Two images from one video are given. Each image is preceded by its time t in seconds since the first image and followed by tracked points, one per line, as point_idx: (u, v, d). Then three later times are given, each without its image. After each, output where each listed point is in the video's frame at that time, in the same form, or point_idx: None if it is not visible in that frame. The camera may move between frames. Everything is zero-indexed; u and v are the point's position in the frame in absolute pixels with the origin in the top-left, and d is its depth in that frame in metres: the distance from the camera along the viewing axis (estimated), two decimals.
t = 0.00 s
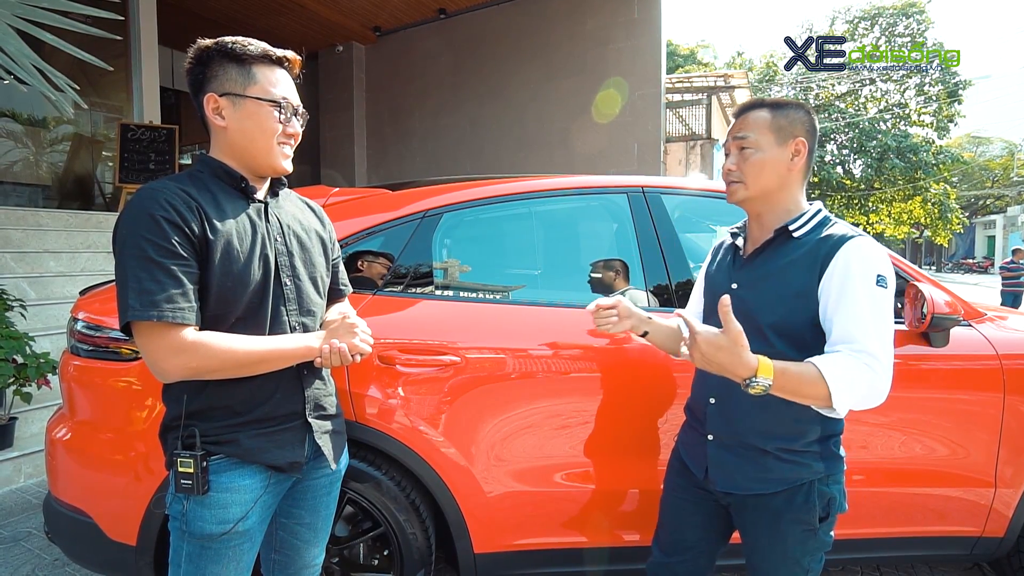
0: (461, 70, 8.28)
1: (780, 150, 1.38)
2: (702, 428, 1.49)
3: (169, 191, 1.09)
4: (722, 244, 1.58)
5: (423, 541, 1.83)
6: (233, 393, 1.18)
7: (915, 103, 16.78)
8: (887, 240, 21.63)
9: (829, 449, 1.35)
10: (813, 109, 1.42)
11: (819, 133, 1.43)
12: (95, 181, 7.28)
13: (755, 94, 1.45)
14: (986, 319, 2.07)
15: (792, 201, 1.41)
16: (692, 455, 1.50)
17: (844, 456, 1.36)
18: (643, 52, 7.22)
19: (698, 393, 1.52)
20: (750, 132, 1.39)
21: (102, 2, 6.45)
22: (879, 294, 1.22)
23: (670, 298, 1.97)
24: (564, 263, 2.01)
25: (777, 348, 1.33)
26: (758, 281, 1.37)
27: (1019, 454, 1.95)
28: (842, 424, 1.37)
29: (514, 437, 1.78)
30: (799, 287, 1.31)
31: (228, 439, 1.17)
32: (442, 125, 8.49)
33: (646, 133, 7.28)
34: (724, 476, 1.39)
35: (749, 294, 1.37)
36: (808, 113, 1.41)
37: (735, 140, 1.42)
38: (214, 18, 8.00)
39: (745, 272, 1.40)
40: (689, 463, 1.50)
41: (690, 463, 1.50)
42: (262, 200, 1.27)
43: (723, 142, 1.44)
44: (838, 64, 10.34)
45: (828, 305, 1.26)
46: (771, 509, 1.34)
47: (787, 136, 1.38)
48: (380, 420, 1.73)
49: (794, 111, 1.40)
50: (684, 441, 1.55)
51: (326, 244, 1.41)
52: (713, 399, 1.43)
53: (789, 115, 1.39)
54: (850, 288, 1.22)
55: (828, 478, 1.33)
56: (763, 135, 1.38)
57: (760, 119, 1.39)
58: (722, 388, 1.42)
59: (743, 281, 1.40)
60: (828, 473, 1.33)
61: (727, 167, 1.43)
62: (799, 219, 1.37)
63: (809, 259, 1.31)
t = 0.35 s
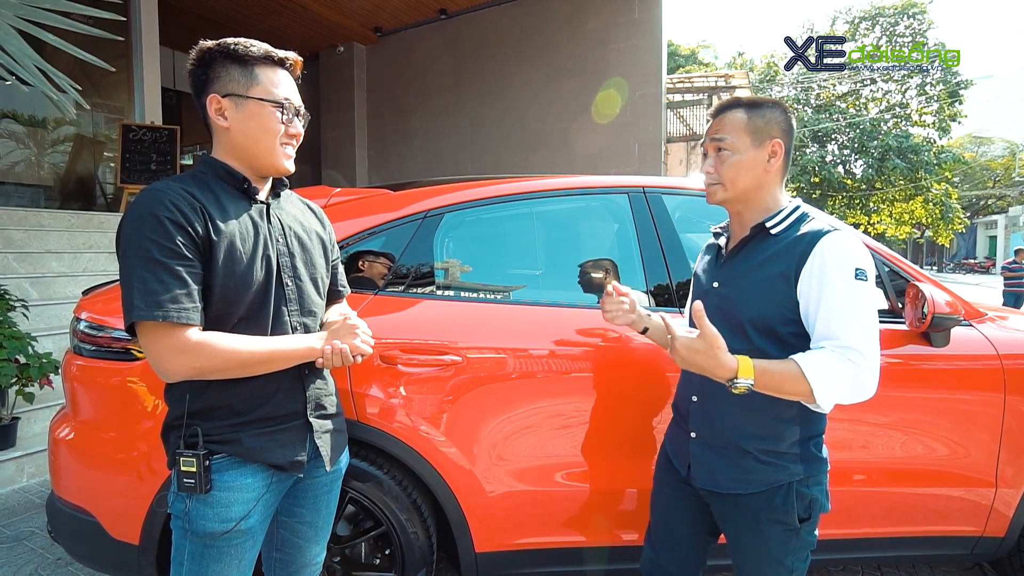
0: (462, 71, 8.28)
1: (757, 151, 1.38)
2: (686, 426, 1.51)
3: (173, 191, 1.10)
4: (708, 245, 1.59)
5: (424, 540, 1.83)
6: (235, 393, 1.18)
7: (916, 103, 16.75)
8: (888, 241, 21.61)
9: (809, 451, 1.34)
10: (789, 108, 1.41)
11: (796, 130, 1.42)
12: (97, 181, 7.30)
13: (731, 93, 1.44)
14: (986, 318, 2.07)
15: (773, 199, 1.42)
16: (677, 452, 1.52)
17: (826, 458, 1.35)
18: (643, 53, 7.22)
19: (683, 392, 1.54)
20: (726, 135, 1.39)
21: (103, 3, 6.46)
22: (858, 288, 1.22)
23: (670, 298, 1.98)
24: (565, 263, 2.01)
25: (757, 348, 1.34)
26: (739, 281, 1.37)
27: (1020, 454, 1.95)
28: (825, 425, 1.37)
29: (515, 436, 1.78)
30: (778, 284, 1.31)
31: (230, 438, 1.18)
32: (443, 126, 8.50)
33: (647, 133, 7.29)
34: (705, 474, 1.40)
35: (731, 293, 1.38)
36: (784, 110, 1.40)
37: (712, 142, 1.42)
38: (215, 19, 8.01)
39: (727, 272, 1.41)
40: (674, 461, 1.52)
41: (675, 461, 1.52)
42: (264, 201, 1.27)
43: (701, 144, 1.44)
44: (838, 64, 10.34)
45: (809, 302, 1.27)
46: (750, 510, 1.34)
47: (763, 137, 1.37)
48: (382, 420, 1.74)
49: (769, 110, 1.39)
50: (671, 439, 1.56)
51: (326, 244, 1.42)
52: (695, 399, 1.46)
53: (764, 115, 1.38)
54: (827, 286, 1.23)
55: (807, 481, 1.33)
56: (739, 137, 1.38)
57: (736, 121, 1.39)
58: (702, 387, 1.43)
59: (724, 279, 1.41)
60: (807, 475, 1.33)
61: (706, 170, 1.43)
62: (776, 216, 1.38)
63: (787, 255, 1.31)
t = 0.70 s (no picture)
0: (462, 71, 8.29)
1: (740, 147, 1.38)
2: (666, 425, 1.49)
3: (173, 191, 1.10)
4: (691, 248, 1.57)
5: (425, 539, 1.84)
6: (236, 391, 1.19)
7: (917, 103, 16.72)
8: (889, 241, 21.59)
9: (785, 453, 1.33)
10: (773, 110, 1.43)
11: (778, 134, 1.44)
12: (97, 182, 7.31)
13: (718, 94, 1.46)
14: (986, 318, 2.07)
15: (751, 198, 1.41)
16: (658, 448, 1.50)
17: (801, 459, 1.35)
18: (644, 52, 7.23)
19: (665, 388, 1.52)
20: (712, 129, 1.39)
21: (104, 4, 6.46)
22: (811, 288, 1.22)
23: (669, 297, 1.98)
24: (564, 263, 2.02)
25: (733, 345, 1.33)
26: (715, 281, 1.37)
27: (1020, 454, 1.96)
28: (802, 425, 1.37)
29: (515, 436, 1.79)
30: (751, 282, 1.31)
31: (229, 437, 1.18)
32: (443, 126, 8.51)
33: (648, 134, 7.30)
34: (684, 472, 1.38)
35: (708, 294, 1.37)
36: (768, 114, 1.42)
37: (697, 137, 1.42)
38: (215, 19, 8.01)
39: (705, 271, 1.40)
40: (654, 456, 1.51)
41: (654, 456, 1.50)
42: (262, 201, 1.28)
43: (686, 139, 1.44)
44: (838, 64, 10.34)
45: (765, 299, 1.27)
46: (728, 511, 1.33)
47: (748, 135, 1.38)
48: (382, 419, 1.74)
49: (755, 111, 1.40)
50: (653, 435, 1.54)
51: (324, 245, 1.42)
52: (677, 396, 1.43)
53: (749, 114, 1.39)
54: (781, 283, 1.23)
55: (783, 482, 1.33)
56: (724, 133, 1.38)
57: (723, 118, 1.39)
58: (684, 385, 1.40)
59: (701, 278, 1.40)
60: (783, 477, 1.32)
61: (690, 164, 1.43)
62: (752, 217, 1.38)
63: (758, 255, 1.31)
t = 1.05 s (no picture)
0: (463, 71, 8.29)
1: (715, 153, 1.37)
2: (642, 422, 1.48)
3: (174, 192, 1.11)
4: (660, 246, 1.56)
5: (426, 538, 1.84)
6: (238, 390, 1.19)
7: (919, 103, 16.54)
8: (891, 241, 21.65)
9: (762, 448, 1.35)
10: (740, 109, 1.43)
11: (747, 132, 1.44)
12: (99, 181, 7.31)
13: (683, 96, 1.44)
14: (987, 318, 2.07)
15: (728, 199, 1.42)
16: (628, 447, 1.49)
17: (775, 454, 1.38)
18: (645, 52, 7.24)
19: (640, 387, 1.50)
20: (685, 138, 1.38)
21: (106, 5, 6.48)
22: (781, 281, 1.24)
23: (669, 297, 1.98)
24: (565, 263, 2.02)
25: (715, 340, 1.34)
26: (697, 278, 1.36)
27: (1021, 454, 1.96)
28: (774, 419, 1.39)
29: (517, 436, 1.79)
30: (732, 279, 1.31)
31: (231, 437, 1.19)
32: (444, 126, 8.51)
33: (649, 134, 7.31)
34: (660, 471, 1.37)
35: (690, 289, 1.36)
36: (735, 113, 1.42)
37: (670, 147, 1.40)
38: (217, 19, 8.02)
39: (682, 270, 1.40)
40: (625, 457, 1.49)
41: (626, 457, 1.49)
42: (264, 201, 1.28)
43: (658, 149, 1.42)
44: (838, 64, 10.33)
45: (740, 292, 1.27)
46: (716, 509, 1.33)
47: (721, 139, 1.38)
48: (384, 419, 1.74)
49: (724, 114, 1.40)
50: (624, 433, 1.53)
51: (325, 244, 1.42)
52: (653, 395, 1.42)
53: (720, 118, 1.39)
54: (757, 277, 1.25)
55: (759, 477, 1.34)
56: (698, 141, 1.37)
57: (694, 124, 1.38)
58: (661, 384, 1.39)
59: (679, 275, 1.40)
60: (759, 472, 1.34)
61: (665, 174, 1.41)
62: (729, 215, 1.38)
63: (735, 253, 1.32)
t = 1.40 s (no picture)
0: (464, 71, 8.30)
1: (695, 157, 1.39)
2: (631, 425, 1.43)
3: (176, 192, 1.11)
4: (621, 241, 1.55)
5: (428, 538, 1.85)
6: (239, 389, 1.20)
7: (920, 102, 16.62)
8: (892, 241, 21.63)
9: (750, 433, 1.38)
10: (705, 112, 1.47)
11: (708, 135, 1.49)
12: (102, 182, 7.33)
13: (661, 97, 1.42)
14: (989, 318, 2.07)
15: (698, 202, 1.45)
16: (619, 451, 1.44)
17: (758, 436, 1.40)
18: (646, 53, 7.24)
19: (622, 391, 1.45)
20: (670, 142, 1.37)
21: (108, 5, 6.49)
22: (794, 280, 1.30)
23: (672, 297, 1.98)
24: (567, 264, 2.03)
25: (709, 345, 1.33)
26: (681, 276, 1.35)
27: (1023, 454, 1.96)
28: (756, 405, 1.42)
29: (519, 435, 1.80)
30: (723, 278, 1.32)
31: (231, 436, 1.19)
32: (445, 126, 8.52)
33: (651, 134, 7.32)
34: (659, 472, 1.35)
35: (672, 291, 1.35)
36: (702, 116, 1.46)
37: (654, 151, 1.37)
38: (218, 20, 8.02)
39: (665, 268, 1.39)
40: (615, 460, 1.45)
41: (618, 462, 1.44)
42: (266, 201, 1.28)
43: (640, 152, 1.39)
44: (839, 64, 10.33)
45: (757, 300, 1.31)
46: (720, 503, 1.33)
47: (699, 143, 1.40)
48: (386, 418, 1.75)
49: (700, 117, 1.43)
50: (610, 438, 1.48)
51: (327, 245, 1.42)
52: (643, 398, 1.38)
53: (698, 122, 1.40)
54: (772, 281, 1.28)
55: (749, 464, 1.37)
56: (682, 145, 1.37)
57: (678, 127, 1.37)
58: (653, 384, 1.37)
59: (663, 277, 1.38)
60: (749, 455, 1.36)
61: (648, 178, 1.37)
62: (709, 215, 1.40)
63: (726, 257, 1.33)
